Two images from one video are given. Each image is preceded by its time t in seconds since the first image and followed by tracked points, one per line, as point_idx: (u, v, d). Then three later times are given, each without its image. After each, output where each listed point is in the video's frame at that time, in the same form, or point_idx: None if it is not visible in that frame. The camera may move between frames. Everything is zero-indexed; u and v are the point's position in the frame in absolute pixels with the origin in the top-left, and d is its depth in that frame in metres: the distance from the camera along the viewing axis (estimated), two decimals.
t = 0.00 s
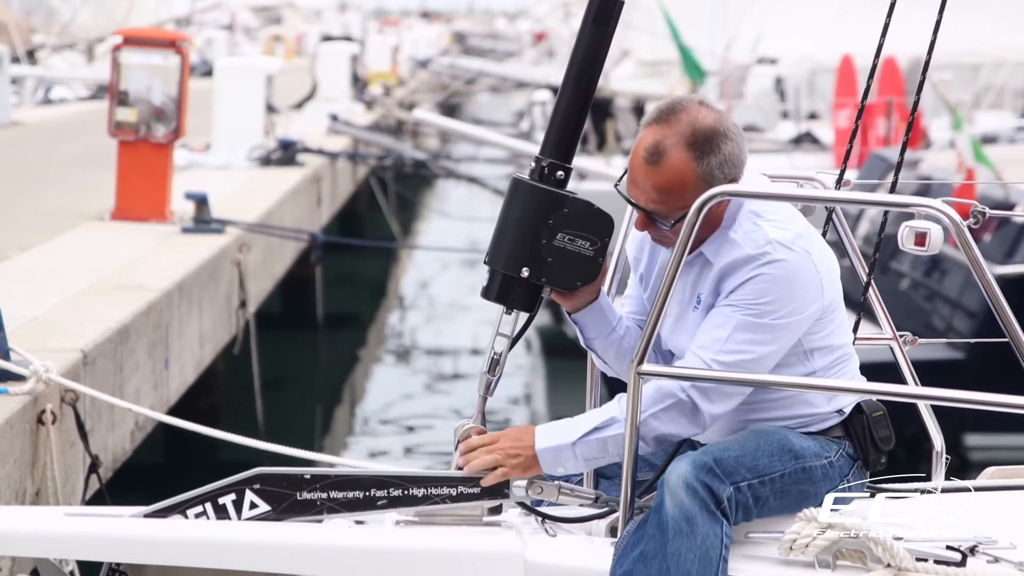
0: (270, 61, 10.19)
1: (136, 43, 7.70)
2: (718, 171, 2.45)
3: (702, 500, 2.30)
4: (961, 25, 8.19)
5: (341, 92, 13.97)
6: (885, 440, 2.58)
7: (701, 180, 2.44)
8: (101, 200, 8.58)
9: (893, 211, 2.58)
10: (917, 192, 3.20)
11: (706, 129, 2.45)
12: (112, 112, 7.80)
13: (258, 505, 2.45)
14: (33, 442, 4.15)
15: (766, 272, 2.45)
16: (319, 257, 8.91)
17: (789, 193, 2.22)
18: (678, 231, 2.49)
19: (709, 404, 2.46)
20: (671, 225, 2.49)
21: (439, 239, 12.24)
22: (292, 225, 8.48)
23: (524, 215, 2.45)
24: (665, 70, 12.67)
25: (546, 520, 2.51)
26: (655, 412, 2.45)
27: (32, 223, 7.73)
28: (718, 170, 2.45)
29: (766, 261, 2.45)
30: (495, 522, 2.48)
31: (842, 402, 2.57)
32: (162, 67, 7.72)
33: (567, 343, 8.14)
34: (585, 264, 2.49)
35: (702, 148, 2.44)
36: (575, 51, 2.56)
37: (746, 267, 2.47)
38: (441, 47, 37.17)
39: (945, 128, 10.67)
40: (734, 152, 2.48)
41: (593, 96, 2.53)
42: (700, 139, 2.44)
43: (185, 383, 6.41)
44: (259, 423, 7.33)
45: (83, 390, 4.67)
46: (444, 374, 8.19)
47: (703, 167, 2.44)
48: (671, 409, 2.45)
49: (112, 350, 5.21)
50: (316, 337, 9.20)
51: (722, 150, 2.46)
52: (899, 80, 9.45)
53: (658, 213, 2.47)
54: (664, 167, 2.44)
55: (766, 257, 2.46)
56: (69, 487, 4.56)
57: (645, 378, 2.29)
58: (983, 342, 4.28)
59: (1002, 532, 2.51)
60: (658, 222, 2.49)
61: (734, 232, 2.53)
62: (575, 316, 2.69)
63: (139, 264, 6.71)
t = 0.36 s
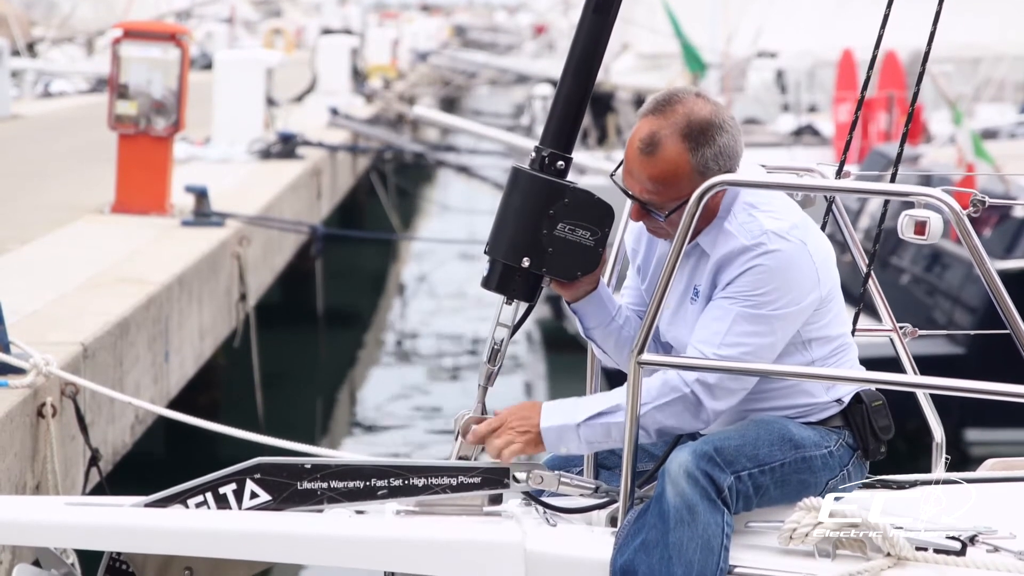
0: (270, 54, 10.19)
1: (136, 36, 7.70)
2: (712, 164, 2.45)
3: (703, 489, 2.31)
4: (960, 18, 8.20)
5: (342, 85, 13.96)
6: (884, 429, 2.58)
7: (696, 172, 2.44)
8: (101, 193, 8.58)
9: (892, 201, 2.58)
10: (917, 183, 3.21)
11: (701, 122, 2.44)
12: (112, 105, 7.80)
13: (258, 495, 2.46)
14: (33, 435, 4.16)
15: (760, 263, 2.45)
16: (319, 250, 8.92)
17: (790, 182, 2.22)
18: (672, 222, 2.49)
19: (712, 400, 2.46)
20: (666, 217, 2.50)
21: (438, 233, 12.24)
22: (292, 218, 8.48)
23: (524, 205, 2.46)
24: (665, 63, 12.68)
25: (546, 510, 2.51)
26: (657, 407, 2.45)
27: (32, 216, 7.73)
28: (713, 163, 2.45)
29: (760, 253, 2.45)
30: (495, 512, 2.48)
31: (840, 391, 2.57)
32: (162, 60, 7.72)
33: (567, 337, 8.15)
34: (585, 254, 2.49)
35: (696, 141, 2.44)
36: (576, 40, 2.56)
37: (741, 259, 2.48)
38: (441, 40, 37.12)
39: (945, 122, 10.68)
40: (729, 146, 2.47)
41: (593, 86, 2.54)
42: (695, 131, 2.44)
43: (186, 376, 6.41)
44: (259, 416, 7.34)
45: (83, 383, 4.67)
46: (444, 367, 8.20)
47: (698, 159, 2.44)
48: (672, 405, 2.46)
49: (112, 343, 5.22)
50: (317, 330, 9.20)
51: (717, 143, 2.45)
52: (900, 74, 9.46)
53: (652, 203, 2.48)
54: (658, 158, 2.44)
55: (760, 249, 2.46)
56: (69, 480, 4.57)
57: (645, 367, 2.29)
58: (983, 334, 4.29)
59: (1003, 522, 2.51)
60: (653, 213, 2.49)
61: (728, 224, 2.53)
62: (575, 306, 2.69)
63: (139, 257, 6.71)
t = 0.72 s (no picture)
0: (270, 53, 10.19)
1: (136, 35, 7.70)
2: (715, 165, 2.45)
3: (705, 487, 2.31)
4: (961, 18, 8.20)
5: (342, 84, 13.95)
6: (887, 429, 2.59)
7: (701, 172, 2.44)
8: (101, 192, 8.58)
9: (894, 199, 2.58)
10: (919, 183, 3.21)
11: (706, 122, 2.44)
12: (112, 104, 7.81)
13: (260, 494, 2.46)
14: (33, 434, 4.16)
15: (767, 265, 2.45)
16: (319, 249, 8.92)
17: (792, 181, 2.22)
18: (676, 222, 2.49)
19: (731, 407, 2.46)
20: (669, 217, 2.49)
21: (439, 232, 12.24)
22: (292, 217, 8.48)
23: (526, 204, 2.46)
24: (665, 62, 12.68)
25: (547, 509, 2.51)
26: (680, 409, 2.46)
27: (32, 215, 7.72)
28: (717, 164, 2.45)
29: (767, 254, 2.45)
30: (496, 511, 2.49)
31: (842, 391, 2.57)
32: (162, 59, 7.72)
33: (569, 337, 8.15)
34: (587, 252, 2.49)
35: (701, 141, 2.44)
36: (578, 39, 2.55)
37: (747, 260, 2.48)
38: (441, 40, 37.07)
39: (946, 122, 10.69)
40: (732, 147, 2.47)
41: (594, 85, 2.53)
42: (700, 131, 2.44)
43: (186, 375, 6.41)
44: (258, 415, 7.33)
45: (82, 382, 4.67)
46: (445, 367, 8.20)
47: (702, 160, 2.44)
48: (695, 408, 2.47)
49: (112, 342, 5.22)
50: (317, 329, 9.20)
51: (721, 144, 2.45)
52: (901, 74, 9.46)
53: (656, 203, 2.47)
54: (663, 158, 2.44)
55: (767, 249, 2.46)
56: (70, 478, 4.57)
57: (647, 366, 2.29)
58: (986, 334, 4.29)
59: (1004, 521, 2.51)
60: (656, 213, 2.49)
61: (734, 224, 2.53)
62: (576, 305, 2.69)
63: (139, 256, 6.71)
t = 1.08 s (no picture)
0: (270, 52, 10.19)
1: (136, 34, 7.70)
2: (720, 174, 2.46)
3: (708, 488, 2.31)
4: (962, 18, 8.20)
5: (341, 82, 13.97)
6: (890, 432, 2.59)
7: (705, 180, 2.45)
8: (101, 191, 8.58)
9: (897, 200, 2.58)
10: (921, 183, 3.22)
11: (713, 130, 2.45)
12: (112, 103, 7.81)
13: (263, 496, 2.46)
14: (33, 433, 4.16)
15: (771, 274, 2.45)
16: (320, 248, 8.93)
17: (796, 182, 2.22)
18: (678, 227, 2.49)
19: (726, 411, 2.46)
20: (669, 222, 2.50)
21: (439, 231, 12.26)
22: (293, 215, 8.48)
23: (530, 205, 2.46)
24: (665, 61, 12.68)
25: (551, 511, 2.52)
26: (672, 412, 2.46)
27: (32, 213, 7.72)
28: (721, 173, 2.46)
29: (770, 263, 2.46)
30: (499, 512, 2.50)
31: (845, 392, 2.58)
32: (161, 58, 7.71)
33: (570, 336, 8.15)
34: (590, 254, 2.49)
35: (706, 148, 2.44)
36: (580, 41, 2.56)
37: (751, 269, 2.48)
38: (441, 38, 37.03)
39: (947, 121, 10.69)
40: (735, 156, 2.48)
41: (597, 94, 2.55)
42: (706, 138, 2.44)
43: (186, 373, 6.41)
44: (258, 413, 7.34)
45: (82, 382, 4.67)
46: (445, 365, 8.21)
47: (707, 167, 2.44)
48: (686, 413, 2.47)
49: (112, 340, 5.22)
50: (318, 327, 9.20)
51: (726, 152, 2.46)
52: (902, 73, 9.46)
53: (658, 207, 2.48)
54: (668, 162, 2.44)
55: (770, 259, 2.46)
56: (70, 477, 4.57)
57: (649, 367, 2.29)
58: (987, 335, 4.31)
59: (1005, 522, 2.52)
60: (658, 217, 2.49)
61: (737, 232, 2.53)
62: (577, 308, 2.70)
63: (139, 255, 6.71)
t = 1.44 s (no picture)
0: (269, 51, 10.18)
1: (135, 33, 7.69)
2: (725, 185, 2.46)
3: (714, 494, 2.31)
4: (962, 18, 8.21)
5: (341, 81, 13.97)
6: (897, 438, 2.59)
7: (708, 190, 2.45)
8: (101, 190, 8.57)
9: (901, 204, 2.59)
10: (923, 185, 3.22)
11: (718, 141, 2.45)
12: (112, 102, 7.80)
13: (267, 501, 2.46)
14: (33, 432, 4.16)
15: (770, 283, 2.45)
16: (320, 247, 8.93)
17: (801, 186, 2.22)
18: (680, 237, 2.49)
19: (718, 414, 2.45)
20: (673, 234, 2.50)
21: (438, 230, 12.27)
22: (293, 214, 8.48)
23: (533, 219, 2.46)
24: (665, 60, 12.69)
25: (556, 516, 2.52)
26: (662, 420, 2.46)
27: (32, 212, 7.72)
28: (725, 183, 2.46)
29: (770, 272, 2.46)
30: (503, 517, 2.49)
31: (851, 397, 2.58)
32: (161, 57, 7.71)
33: (571, 335, 8.16)
34: (594, 268, 2.50)
35: (710, 159, 2.44)
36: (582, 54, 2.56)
37: (750, 278, 2.48)
38: (440, 37, 36.93)
39: (948, 120, 10.70)
40: (740, 167, 2.48)
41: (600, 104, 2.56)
42: (710, 149, 2.45)
43: (186, 372, 6.41)
44: (258, 412, 7.35)
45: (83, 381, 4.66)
46: (445, 364, 8.22)
47: (710, 178, 2.44)
48: (676, 419, 2.46)
49: (112, 340, 5.22)
50: (318, 326, 9.21)
51: (730, 163, 2.46)
52: (903, 72, 9.46)
53: (662, 218, 2.48)
54: (672, 173, 2.44)
55: (771, 268, 2.46)
56: (70, 477, 4.56)
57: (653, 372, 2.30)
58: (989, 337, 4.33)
59: (1009, 526, 2.52)
60: (661, 227, 2.49)
61: (739, 240, 2.54)
62: (581, 323, 2.72)
63: (140, 254, 6.70)
